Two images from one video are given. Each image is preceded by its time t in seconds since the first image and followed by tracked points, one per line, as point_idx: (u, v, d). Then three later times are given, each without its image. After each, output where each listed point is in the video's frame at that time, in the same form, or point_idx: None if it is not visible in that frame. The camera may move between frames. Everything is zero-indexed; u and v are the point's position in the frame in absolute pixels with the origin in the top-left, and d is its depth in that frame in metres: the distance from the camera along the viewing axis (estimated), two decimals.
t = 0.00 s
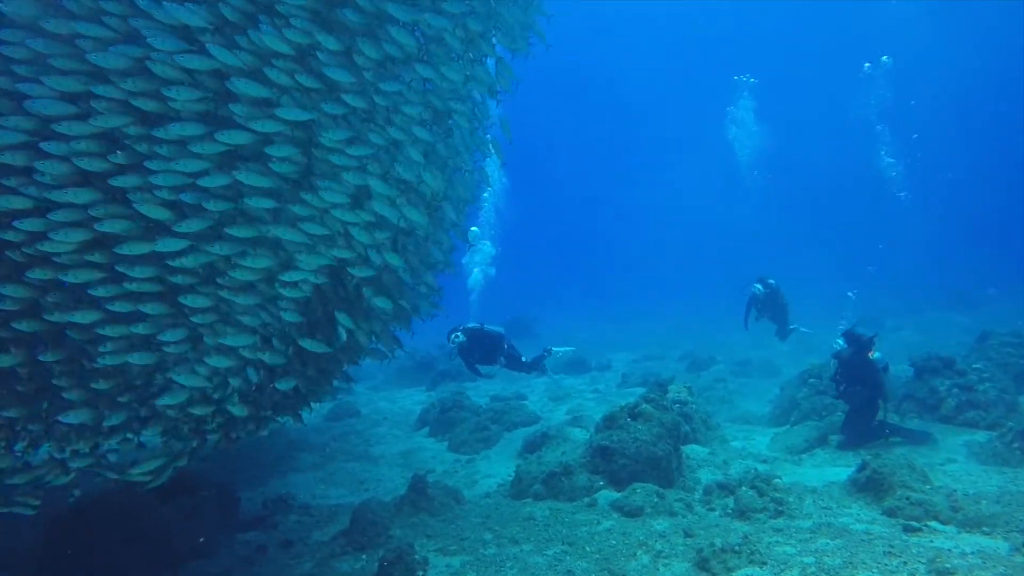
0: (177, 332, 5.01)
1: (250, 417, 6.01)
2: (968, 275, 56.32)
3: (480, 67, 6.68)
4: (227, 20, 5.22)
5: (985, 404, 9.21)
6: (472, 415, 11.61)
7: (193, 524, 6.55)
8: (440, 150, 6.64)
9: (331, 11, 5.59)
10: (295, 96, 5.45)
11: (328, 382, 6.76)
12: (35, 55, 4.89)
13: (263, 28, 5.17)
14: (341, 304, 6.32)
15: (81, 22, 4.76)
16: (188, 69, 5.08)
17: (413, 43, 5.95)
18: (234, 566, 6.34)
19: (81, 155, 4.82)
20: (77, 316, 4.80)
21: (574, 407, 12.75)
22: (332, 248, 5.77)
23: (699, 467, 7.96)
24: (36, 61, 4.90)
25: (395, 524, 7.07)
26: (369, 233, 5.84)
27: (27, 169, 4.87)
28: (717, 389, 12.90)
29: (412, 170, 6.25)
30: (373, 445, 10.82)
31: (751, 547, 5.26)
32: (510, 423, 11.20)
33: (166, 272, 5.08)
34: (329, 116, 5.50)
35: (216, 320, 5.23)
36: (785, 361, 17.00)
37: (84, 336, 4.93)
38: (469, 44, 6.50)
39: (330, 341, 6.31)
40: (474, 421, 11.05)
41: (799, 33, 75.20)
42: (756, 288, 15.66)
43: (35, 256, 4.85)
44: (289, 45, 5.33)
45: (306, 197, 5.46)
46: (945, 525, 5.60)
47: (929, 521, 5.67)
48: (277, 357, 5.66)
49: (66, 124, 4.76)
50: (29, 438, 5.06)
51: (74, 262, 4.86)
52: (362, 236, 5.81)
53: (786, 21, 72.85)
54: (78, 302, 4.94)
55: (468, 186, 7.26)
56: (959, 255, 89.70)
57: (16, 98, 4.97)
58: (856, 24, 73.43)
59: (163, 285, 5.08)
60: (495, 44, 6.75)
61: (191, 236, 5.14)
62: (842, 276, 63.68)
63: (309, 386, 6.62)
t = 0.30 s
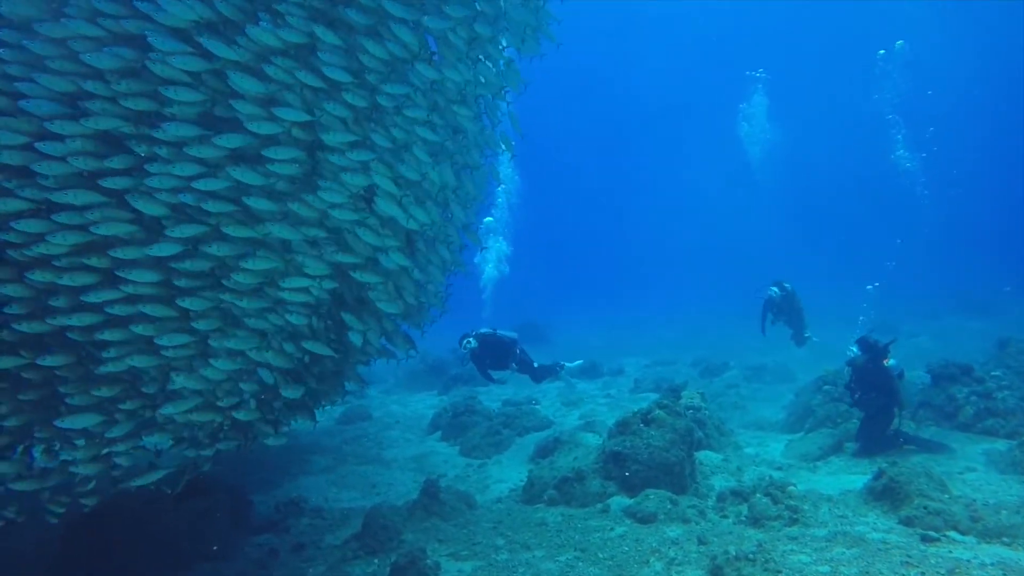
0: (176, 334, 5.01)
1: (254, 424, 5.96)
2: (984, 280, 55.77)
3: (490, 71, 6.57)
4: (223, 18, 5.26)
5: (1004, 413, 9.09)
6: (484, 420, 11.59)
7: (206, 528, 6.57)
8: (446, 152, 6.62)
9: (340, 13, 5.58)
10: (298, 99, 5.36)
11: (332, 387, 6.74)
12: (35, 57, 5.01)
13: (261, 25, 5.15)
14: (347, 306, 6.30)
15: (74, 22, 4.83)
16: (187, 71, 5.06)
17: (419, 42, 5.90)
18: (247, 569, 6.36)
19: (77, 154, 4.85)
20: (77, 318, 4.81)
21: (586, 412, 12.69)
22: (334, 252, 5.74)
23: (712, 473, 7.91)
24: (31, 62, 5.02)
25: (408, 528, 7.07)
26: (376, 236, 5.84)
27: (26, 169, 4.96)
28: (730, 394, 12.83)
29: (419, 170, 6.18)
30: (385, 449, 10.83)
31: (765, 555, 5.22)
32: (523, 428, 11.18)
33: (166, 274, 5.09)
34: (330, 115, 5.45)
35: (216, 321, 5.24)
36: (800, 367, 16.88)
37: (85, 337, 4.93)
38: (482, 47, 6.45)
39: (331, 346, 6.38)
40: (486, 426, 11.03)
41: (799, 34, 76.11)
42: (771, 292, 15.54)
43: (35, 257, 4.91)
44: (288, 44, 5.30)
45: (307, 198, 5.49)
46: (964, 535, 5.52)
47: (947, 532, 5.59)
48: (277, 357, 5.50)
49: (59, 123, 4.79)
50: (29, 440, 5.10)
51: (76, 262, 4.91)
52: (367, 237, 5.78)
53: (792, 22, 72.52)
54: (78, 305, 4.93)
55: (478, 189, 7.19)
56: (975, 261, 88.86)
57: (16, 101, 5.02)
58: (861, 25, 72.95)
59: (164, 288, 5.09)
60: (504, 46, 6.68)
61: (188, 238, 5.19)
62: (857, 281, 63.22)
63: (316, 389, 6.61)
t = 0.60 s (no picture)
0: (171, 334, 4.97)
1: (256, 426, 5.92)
2: (996, 283, 55.39)
3: (495, 70, 6.54)
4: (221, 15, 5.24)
5: (1017, 417, 9.03)
6: (493, 422, 11.60)
7: (219, 527, 6.54)
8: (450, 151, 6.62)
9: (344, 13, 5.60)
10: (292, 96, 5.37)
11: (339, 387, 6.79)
12: (24, 55, 4.92)
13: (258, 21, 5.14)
14: (354, 307, 6.31)
15: (61, 17, 4.77)
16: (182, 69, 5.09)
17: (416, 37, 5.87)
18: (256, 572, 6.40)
19: (65, 150, 4.75)
20: (73, 318, 4.76)
21: (595, 415, 12.67)
22: (334, 254, 5.82)
23: (722, 477, 7.88)
24: (21, 59, 4.93)
25: (417, 530, 7.08)
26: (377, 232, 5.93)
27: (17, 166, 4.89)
28: (740, 397, 12.81)
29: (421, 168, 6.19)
30: (394, 451, 10.85)
31: (775, 559, 5.20)
32: (532, 431, 11.19)
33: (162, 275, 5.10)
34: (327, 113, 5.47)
35: (201, 319, 5.22)
36: (810, 370, 16.82)
37: (79, 337, 4.90)
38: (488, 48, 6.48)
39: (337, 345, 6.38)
40: (495, 428, 11.04)
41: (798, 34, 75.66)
42: (782, 294, 15.49)
43: (29, 256, 4.83)
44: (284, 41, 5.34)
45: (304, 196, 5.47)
46: (976, 540, 5.49)
47: (959, 536, 5.56)
48: (280, 357, 5.57)
49: (46, 117, 4.73)
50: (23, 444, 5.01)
51: (71, 264, 4.83)
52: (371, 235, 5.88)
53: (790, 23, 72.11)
54: (73, 306, 4.86)
55: (484, 187, 7.21)
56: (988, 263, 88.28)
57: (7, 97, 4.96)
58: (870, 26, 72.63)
59: (160, 289, 5.09)
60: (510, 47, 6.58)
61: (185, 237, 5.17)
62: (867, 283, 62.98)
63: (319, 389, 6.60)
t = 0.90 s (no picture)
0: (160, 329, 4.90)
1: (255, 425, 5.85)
2: (1006, 283, 55.09)
3: (497, 66, 6.50)
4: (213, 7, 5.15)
5: None
6: (500, 422, 11.61)
7: (225, 527, 6.56)
8: (449, 147, 6.56)
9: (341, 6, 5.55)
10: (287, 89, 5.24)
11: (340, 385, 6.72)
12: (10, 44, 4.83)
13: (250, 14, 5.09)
14: (354, 302, 6.28)
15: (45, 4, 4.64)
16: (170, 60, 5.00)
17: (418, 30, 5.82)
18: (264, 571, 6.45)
19: (51, 140, 4.70)
20: (62, 315, 4.71)
21: (602, 414, 12.67)
22: (329, 250, 5.77)
23: (728, 476, 7.87)
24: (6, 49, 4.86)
25: (423, 529, 7.10)
26: (375, 228, 5.90)
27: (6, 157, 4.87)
28: (748, 397, 12.79)
29: (416, 160, 6.16)
30: (402, 450, 10.88)
31: (782, 559, 5.20)
32: (538, 430, 11.20)
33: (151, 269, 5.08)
34: (323, 106, 5.38)
35: (207, 318, 5.21)
36: (818, 370, 16.78)
37: (70, 334, 4.83)
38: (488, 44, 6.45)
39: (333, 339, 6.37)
40: (502, 427, 11.05)
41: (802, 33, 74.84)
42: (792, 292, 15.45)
43: (19, 250, 4.71)
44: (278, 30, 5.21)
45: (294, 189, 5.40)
46: (985, 541, 5.47)
47: (967, 537, 5.54)
48: (281, 352, 5.61)
49: (29, 108, 4.67)
50: (16, 441, 4.97)
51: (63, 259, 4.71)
52: (370, 230, 5.88)
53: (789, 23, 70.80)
54: (64, 302, 4.78)
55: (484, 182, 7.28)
56: (997, 263, 87.85)
57: None
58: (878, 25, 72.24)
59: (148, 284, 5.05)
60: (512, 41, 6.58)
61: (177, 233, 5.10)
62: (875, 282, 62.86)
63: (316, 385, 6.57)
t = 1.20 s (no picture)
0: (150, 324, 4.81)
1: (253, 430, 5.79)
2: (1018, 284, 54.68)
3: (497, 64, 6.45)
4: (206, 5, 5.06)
5: None
6: (508, 423, 11.60)
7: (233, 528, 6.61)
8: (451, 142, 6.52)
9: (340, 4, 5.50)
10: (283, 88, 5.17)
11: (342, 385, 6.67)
12: None
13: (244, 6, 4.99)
14: (354, 302, 6.22)
15: None
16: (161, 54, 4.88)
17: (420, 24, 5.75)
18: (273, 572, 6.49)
19: (43, 131, 4.58)
20: (58, 314, 4.65)
21: (610, 416, 12.65)
22: (328, 250, 5.68)
23: (737, 478, 7.83)
24: None
25: (431, 531, 7.11)
26: (377, 226, 5.84)
27: None
28: (756, 398, 12.73)
29: (412, 155, 6.14)
30: (409, 451, 10.88)
31: (790, 562, 5.17)
32: (546, 431, 11.19)
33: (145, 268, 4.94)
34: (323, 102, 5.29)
35: (204, 318, 5.16)
36: (828, 371, 16.71)
37: (63, 333, 4.74)
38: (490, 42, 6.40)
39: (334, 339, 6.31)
40: (509, 429, 11.03)
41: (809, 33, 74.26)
42: (802, 292, 15.37)
43: (12, 247, 4.63)
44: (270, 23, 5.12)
45: (287, 184, 5.32)
46: (996, 544, 5.42)
47: (978, 540, 5.50)
48: (280, 347, 5.63)
49: (18, 104, 4.66)
50: (15, 448, 4.86)
51: (58, 257, 4.64)
52: (372, 227, 5.81)
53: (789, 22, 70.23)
54: (58, 303, 4.69)
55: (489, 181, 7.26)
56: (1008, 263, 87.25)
57: None
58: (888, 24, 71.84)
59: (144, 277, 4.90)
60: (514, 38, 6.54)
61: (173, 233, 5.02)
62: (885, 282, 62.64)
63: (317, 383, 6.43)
